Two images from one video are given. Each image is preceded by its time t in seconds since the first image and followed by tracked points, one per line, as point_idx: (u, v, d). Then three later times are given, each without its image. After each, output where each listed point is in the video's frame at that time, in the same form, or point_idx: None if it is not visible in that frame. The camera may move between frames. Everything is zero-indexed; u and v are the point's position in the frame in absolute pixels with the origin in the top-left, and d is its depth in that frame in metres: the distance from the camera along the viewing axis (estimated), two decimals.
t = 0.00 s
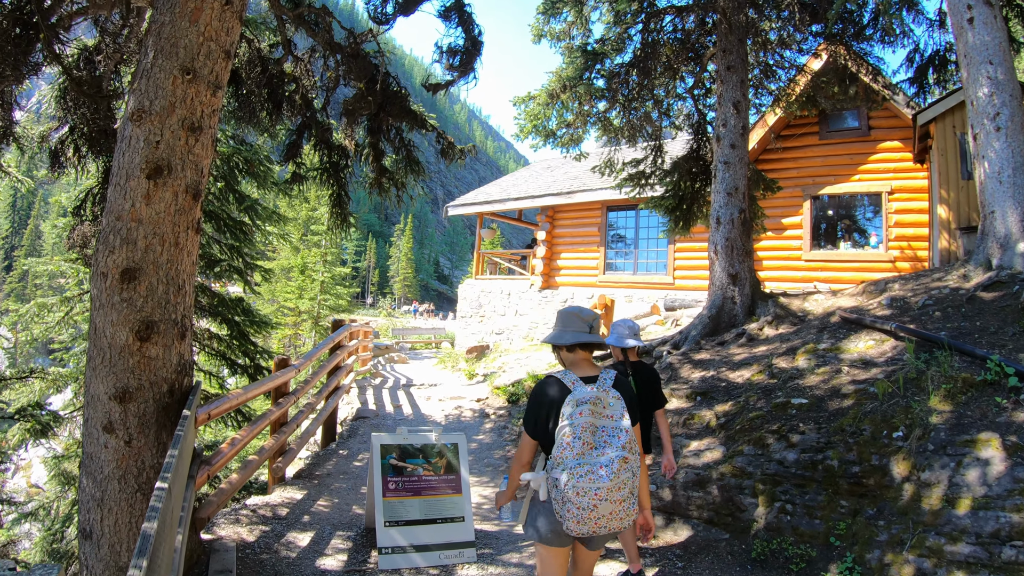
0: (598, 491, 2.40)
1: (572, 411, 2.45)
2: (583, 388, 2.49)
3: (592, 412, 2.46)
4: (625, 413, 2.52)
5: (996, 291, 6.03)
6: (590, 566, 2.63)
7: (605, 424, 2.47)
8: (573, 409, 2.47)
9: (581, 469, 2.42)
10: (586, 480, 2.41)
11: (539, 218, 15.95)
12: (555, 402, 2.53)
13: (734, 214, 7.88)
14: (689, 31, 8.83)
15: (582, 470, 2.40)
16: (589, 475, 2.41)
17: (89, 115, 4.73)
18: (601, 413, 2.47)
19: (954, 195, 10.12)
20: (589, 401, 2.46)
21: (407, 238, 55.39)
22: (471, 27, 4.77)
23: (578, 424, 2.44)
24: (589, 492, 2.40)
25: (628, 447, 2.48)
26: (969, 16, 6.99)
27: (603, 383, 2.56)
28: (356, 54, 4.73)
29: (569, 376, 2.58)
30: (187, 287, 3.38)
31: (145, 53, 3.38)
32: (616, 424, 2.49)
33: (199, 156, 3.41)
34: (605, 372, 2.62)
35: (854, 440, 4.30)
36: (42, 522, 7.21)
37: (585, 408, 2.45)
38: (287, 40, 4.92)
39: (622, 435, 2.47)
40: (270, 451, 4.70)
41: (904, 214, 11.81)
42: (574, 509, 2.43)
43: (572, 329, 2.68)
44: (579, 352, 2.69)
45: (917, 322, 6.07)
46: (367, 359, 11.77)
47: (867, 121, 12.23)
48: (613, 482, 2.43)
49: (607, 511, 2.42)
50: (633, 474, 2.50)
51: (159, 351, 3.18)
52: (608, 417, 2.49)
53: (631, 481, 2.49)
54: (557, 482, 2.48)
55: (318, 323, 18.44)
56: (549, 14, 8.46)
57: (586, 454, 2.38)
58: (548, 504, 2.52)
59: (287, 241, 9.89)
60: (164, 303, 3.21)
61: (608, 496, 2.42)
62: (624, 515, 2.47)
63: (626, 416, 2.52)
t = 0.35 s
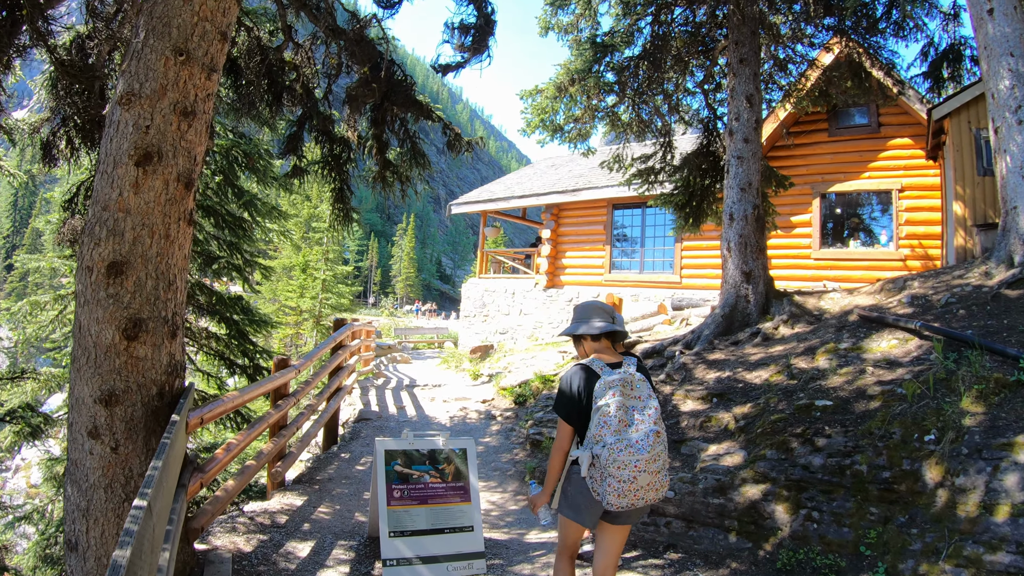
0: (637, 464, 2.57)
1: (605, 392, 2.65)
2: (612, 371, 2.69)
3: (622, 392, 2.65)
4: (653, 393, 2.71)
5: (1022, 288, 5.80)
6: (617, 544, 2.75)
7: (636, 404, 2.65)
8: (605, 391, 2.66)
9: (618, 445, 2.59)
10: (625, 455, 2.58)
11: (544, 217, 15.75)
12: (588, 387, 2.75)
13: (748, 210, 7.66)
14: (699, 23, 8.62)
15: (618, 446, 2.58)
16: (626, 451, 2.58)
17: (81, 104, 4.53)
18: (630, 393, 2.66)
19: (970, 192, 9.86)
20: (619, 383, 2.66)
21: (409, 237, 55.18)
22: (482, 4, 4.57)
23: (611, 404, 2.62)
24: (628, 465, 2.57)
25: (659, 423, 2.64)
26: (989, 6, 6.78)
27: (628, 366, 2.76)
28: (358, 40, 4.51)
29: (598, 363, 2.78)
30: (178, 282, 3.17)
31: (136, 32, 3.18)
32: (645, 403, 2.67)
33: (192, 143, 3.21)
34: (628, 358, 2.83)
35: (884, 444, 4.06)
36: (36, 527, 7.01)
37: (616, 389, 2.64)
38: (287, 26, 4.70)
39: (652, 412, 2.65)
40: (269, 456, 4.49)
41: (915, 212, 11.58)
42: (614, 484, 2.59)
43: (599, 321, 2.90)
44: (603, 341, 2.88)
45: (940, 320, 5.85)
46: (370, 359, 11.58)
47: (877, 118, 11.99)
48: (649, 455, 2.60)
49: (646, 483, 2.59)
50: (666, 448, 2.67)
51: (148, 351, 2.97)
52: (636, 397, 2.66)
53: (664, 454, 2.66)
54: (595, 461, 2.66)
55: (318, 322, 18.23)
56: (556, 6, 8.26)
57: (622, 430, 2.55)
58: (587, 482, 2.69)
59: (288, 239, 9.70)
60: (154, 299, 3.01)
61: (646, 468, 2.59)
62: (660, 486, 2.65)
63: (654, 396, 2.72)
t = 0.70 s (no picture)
0: (621, 463, 2.64)
1: (593, 393, 2.70)
2: (600, 373, 2.73)
3: (609, 393, 2.70)
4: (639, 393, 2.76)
5: None
6: (608, 529, 2.83)
7: (622, 404, 2.70)
8: (593, 392, 2.71)
9: (604, 444, 2.66)
10: (609, 453, 2.65)
11: (552, 216, 15.51)
12: (578, 388, 2.80)
13: (764, 207, 7.40)
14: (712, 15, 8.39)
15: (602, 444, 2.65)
16: (611, 449, 2.66)
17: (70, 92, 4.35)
18: (618, 394, 2.71)
19: (992, 189, 9.53)
20: (608, 384, 2.71)
21: (417, 237, 55.09)
22: None
23: (598, 404, 2.68)
24: (612, 464, 2.65)
25: (643, 423, 2.70)
26: None
27: (616, 368, 2.80)
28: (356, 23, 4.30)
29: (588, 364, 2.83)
30: (160, 276, 2.98)
31: (118, 9, 2.98)
32: (632, 404, 2.72)
33: (177, 128, 3.01)
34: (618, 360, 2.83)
35: (913, 453, 3.77)
36: (31, 526, 6.87)
37: (604, 391, 2.69)
38: (284, 11, 4.50)
39: (637, 413, 2.70)
40: (264, 458, 4.28)
41: (931, 211, 11.24)
42: (599, 481, 2.66)
43: (588, 321, 2.97)
44: (593, 341, 2.94)
45: (968, 322, 5.55)
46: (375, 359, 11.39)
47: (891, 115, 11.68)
48: (633, 454, 2.67)
49: (629, 481, 2.66)
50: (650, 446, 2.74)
51: (125, 348, 2.77)
52: (624, 398, 2.71)
53: (647, 453, 2.73)
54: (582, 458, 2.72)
55: (322, 321, 18.08)
56: None
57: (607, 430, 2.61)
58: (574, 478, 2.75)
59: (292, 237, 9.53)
60: (132, 293, 2.81)
61: (629, 466, 2.66)
62: (644, 484, 2.71)
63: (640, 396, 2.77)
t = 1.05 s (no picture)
0: (625, 458, 2.67)
1: (599, 390, 2.70)
2: (606, 371, 2.73)
3: (615, 391, 2.70)
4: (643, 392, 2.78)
5: None
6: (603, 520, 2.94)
7: (627, 402, 2.71)
8: (599, 389, 2.71)
9: (608, 440, 2.67)
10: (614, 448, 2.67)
11: (561, 215, 15.31)
12: (583, 385, 2.79)
13: (779, 204, 7.17)
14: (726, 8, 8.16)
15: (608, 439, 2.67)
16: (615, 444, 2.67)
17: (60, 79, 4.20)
18: (624, 392, 2.71)
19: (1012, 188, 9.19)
20: (613, 382, 2.71)
21: (425, 237, 54.99)
22: None
23: (604, 401, 2.68)
24: (617, 458, 2.67)
25: (646, 420, 2.73)
26: None
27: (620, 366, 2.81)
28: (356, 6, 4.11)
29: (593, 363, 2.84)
30: (142, 270, 2.81)
31: None
32: (636, 402, 2.73)
33: (164, 113, 2.86)
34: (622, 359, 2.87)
35: (944, 465, 3.53)
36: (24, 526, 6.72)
37: (610, 388, 2.69)
38: None
39: (641, 410, 2.72)
40: (259, 460, 4.10)
41: (947, 212, 10.95)
42: (603, 475, 2.68)
43: (593, 321, 3.02)
44: (597, 340, 2.98)
45: (995, 325, 5.30)
46: (379, 358, 11.23)
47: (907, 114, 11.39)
48: (637, 450, 2.69)
49: (632, 476, 2.68)
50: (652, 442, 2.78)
51: (103, 345, 2.60)
52: (628, 396, 2.72)
53: (649, 448, 2.76)
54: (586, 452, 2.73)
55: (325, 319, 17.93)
56: None
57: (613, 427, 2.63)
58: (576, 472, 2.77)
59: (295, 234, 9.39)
60: (111, 287, 2.64)
61: (633, 461, 2.69)
62: (645, 478, 2.75)
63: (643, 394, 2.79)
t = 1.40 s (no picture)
0: (652, 428, 2.68)
1: (622, 363, 2.71)
2: (627, 346, 2.75)
3: (637, 363, 2.72)
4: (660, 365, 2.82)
5: None
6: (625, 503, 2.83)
7: (648, 375, 2.72)
8: (621, 363, 2.72)
9: (635, 411, 2.67)
10: (640, 419, 2.67)
11: (572, 203, 14.95)
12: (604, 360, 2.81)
13: (804, 187, 6.81)
14: None
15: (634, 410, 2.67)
16: (642, 416, 2.67)
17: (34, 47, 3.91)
18: (645, 365, 2.73)
19: None
20: (635, 355, 2.72)
21: (433, 228, 54.71)
22: None
23: (628, 374, 2.69)
24: (644, 428, 2.67)
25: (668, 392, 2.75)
26: None
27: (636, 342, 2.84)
28: None
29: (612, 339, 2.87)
30: (113, 245, 2.54)
31: None
32: (656, 375, 2.75)
33: (140, 74, 2.58)
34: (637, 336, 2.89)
35: (999, 466, 3.19)
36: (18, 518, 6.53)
37: (632, 361, 2.71)
38: None
39: (662, 382, 2.74)
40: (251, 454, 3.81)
41: (969, 202, 10.52)
42: (631, 446, 2.67)
43: (607, 300, 2.99)
44: (612, 319, 2.96)
45: None
46: (385, 348, 10.98)
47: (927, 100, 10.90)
48: (662, 420, 2.70)
49: (658, 446, 2.69)
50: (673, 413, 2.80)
51: (65, 327, 2.33)
52: (649, 369, 2.73)
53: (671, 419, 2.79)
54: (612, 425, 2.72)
55: (329, 307, 17.69)
56: None
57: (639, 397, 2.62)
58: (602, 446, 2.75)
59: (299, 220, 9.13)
60: (75, 263, 2.37)
61: (659, 432, 2.70)
62: (668, 449, 2.76)
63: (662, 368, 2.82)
